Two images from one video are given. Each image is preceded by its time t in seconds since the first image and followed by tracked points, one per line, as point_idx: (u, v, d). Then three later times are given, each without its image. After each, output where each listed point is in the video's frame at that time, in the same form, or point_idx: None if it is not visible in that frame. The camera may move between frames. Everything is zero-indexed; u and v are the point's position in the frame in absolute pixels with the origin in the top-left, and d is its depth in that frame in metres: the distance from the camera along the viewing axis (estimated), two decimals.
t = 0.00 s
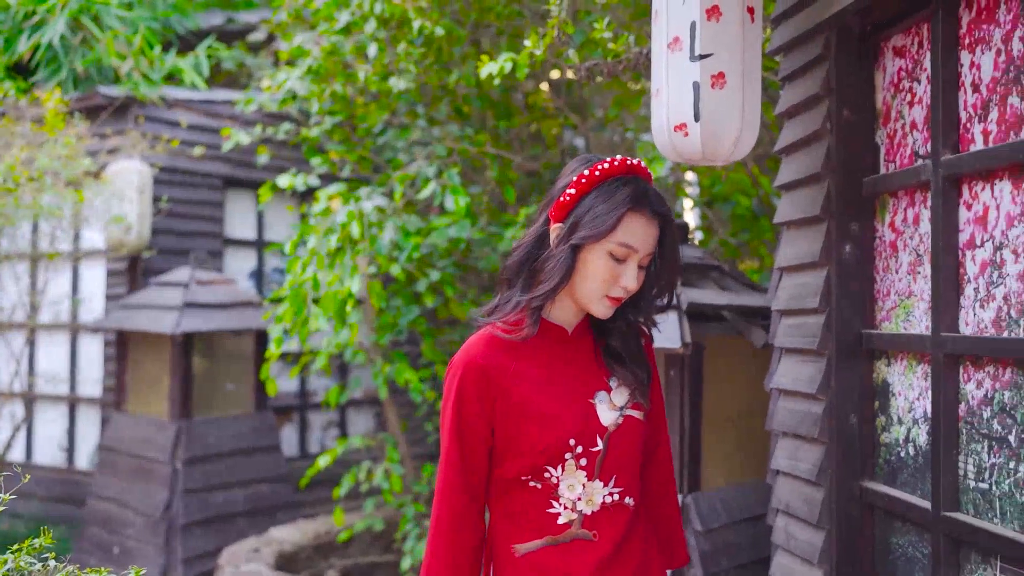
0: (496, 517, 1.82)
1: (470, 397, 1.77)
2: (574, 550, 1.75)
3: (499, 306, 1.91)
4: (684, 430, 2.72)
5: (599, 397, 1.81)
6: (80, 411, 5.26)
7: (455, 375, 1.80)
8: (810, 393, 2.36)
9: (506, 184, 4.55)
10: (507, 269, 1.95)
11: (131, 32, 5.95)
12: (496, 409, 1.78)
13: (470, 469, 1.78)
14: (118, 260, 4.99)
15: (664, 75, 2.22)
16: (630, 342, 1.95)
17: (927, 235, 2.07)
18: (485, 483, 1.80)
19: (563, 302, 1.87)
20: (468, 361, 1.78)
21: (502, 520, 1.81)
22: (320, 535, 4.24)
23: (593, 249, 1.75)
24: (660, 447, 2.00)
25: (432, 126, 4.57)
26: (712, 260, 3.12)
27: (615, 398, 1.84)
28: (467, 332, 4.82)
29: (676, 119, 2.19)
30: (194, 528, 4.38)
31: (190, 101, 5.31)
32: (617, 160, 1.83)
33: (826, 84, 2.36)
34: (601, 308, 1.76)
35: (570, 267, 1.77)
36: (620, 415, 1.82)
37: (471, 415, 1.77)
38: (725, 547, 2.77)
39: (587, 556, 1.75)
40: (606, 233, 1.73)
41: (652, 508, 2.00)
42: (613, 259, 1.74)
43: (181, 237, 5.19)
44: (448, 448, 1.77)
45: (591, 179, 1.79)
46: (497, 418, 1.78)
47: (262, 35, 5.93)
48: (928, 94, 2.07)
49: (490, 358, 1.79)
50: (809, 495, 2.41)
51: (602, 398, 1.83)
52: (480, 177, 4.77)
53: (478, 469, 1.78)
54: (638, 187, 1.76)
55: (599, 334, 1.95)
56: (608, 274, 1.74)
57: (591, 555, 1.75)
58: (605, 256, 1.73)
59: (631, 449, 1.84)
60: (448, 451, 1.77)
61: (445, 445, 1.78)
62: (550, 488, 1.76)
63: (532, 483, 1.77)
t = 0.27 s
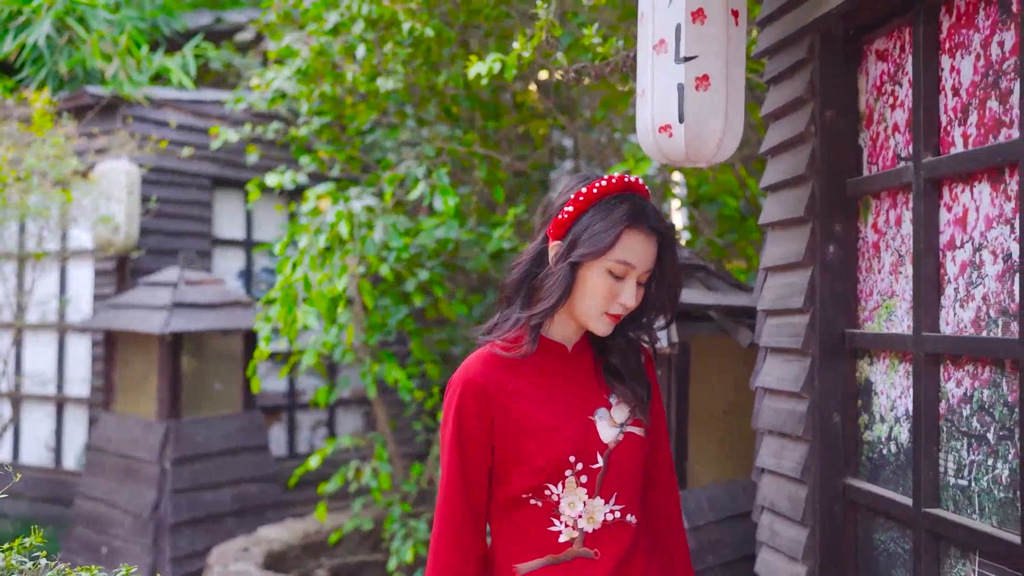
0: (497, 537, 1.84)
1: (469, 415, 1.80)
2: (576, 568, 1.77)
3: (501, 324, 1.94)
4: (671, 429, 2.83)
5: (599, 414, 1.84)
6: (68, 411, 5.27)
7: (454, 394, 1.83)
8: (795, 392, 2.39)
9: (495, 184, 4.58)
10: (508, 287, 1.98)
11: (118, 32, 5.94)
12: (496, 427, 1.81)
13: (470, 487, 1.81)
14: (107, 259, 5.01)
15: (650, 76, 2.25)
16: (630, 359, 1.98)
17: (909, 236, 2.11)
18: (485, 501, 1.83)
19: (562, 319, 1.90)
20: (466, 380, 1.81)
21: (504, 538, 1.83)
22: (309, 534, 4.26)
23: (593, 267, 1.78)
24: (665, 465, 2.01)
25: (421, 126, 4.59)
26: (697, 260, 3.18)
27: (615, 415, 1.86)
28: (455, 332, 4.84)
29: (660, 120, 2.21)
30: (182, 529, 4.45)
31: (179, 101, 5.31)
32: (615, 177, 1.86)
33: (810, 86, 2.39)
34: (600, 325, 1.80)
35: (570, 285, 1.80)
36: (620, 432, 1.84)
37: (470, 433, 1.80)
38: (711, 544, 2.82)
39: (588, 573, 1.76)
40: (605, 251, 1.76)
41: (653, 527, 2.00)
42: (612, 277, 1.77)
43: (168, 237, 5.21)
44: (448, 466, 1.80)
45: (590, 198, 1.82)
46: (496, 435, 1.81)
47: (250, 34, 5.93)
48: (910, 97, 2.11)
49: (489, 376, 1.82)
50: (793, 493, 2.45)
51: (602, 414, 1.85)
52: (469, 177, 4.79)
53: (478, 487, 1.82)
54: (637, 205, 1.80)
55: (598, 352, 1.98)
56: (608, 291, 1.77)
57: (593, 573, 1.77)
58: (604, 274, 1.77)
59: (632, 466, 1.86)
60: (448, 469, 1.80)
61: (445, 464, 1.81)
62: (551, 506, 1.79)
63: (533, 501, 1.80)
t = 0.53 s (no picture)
0: (505, 555, 1.86)
1: (473, 431, 1.83)
2: None
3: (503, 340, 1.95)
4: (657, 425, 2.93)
5: (604, 427, 1.86)
6: (55, 412, 5.27)
7: (457, 410, 1.86)
8: (778, 391, 2.42)
9: (482, 184, 4.61)
10: (509, 303, 1.99)
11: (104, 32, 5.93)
12: (500, 443, 1.83)
13: (475, 504, 1.83)
14: (94, 259, 5.02)
15: (635, 80, 2.27)
16: (632, 371, 1.98)
17: (890, 237, 2.14)
18: (492, 518, 1.86)
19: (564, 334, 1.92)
20: (468, 397, 1.84)
21: (512, 556, 1.84)
22: (298, 534, 4.27)
23: (593, 282, 1.79)
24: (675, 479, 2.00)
25: (410, 127, 4.61)
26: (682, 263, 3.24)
27: (620, 427, 1.88)
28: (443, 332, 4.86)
29: (644, 123, 2.24)
30: (171, 528, 4.47)
31: (166, 101, 5.34)
32: (614, 191, 1.87)
33: (793, 89, 2.42)
34: (602, 339, 1.81)
35: (570, 300, 1.81)
36: (627, 444, 1.87)
37: (474, 450, 1.83)
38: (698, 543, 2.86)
39: None
40: (605, 265, 1.77)
41: (663, 541, 2.00)
42: (613, 291, 1.78)
43: (155, 237, 5.24)
44: (452, 483, 1.82)
45: (589, 212, 1.83)
46: (501, 451, 1.83)
47: (238, 34, 5.93)
48: (890, 100, 2.14)
49: (491, 393, 1.85)
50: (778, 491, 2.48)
51: (608, 428, 1.87)
52: (457, 177, 4.81)
53: (484, 503, 1.84)
54: (635, 218, 1.81)
55: (602, 365, 2.00)
56: (608, 305, 1.78)
57: None
58: (604, 288, 1.78)
59: (638, 479, 1.88)
60: (453, 486, 1.82)
61: (450, 481, 1.83)
62: (559, 521, 1.81)
63: (541, 517, 1.81)
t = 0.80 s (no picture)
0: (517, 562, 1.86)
1: (482, 436, 1.84)
2: None
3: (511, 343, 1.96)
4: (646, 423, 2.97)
5: (614, 430, 1.88)
6: (44, 412, 5.27)
7: (465, 414, 1.87)
8: (765, 391, 2.45)
9: (472, 184, 4.63)
10: (517, 306, 2.00)
11: (92, 31, 5.92)
12: (510, 447, 1.84)
13: (485, 509, 1.83)
14: (84, 259, 5.02)
15: (624, 84, 2.29)
16: (641, 375, 2.02)
17: (875, 240, 2.17)
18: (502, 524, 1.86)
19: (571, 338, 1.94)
20: (477, 400, 1.86)
21: (523, 562, 1.84)
22: (288, 534, 4.28)
23: (600, 283, 1.80)
24: (683, 484, 2.00)
25: (400, 128, 4.62)
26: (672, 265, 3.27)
27: (630, 430, 1.90)
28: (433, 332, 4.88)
29: (635, 126, 2.26)
30: (160, 528, 4.47)
31: (156, 101, 5.36)
32: (620, 194, 1.89)
33: (780, 94, 2.45)
34: (611, 341, 1.82)
35: (578, 302, 1.82)
36: (637, 446, 1.88)
37: (483, 453, 1.84)
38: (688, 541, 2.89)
39: None
40: (612, 267, 1.78)
41: (676, 544, 2.00)
42: (621, 292, 1.79)
43: (145, 237, 5.25)
44: (462, 487, 1.83)
45: (596, 214, 1.85)
46: (510, 455, 1.84)
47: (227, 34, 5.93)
48: (876, 105, 2.17)
49: (500, 396, 1.87)
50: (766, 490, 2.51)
51: (618, 430, 1.89)
52: (447, 178, 4.83)
53: (494, 509, 1.84)
54: (642, 220, 1.82)
55: (610, 370, 2.02)
56: (616, 307, 1.79)
57: None
58: (612, 289, 1.79)
59: (649, 484, 1.89)
60: (462, 491, 1.83)
61: (459, 485, 1.84)
62: (569, 526, 1.81)
63: (552, 522, 1.81)
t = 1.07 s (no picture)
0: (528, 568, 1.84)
1: (492, 439, 1.83)
2: None
3: (522, 346, 1.94)
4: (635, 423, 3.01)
5: (626, 432, 1.87)
6: (32, 412, 5.25)
7: (475, 418, 1.86)
8: (753, 390, 2.47)
9: (461, 184, 4.64)
10: (525, 309, 1.99)
11: (80, 30, 5.90)
12: (521, 450, 1.83)
13: (496, 513, 1.82)
14: (72, 259, 5.03)
15: (615, 86, 2.31)
16: (649, 376, 2.03)
17: (862, 239, 2.19)
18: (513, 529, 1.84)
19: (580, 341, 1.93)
20: (487, 403, 1.84)
21: (535, 568, 1.83)
22: (277, 533, 4.27)
23: (611, 281, 1.80)
24: (692, 485, 2.01)
25: (389, 128, 4.63)
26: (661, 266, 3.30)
27: (641, 433, 1.90)
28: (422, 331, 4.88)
29: (626, 128, 2.28)
30: (149, 528, 4.45)
31: (146, 101, 5.39)
32: (625, 192, 1.89)
33: (768, 95, 2.47)
34: (623, 340, 1.81)
35: (589, 300, 1.81)
36: (649, 449, 1.88)
37: (493, 457, 1.82)
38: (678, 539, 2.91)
39: None
40: (623, 264, 1.78)
41: (685, 544, 2.01)
42: (632, 289, 1.79)
43: (134, 236, 5.28)
44: (472, 491, 1.81)
45: (603, 212, 1.85)
46: (521, 459, 1.83)
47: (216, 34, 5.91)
48: (863, 106, 2.19)
49: (509, 398, 1.85)
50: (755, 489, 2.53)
51: (629, 433, 1.88)
52: (436, 178, 4.84)
53: (505, 513, 1.82)
54: (651, 217, 1.83)
55: (619, 370, 2.03)
56: (629, 304, 1.79)
57: None
58: (624, 286, 1.78)
59: (661, 487, 1.88)
60: (473, 495, 1.81)
61: (469, 489, 1.82)
62: (582, 531, 1.80)
63: (565, 527, 1.80)
